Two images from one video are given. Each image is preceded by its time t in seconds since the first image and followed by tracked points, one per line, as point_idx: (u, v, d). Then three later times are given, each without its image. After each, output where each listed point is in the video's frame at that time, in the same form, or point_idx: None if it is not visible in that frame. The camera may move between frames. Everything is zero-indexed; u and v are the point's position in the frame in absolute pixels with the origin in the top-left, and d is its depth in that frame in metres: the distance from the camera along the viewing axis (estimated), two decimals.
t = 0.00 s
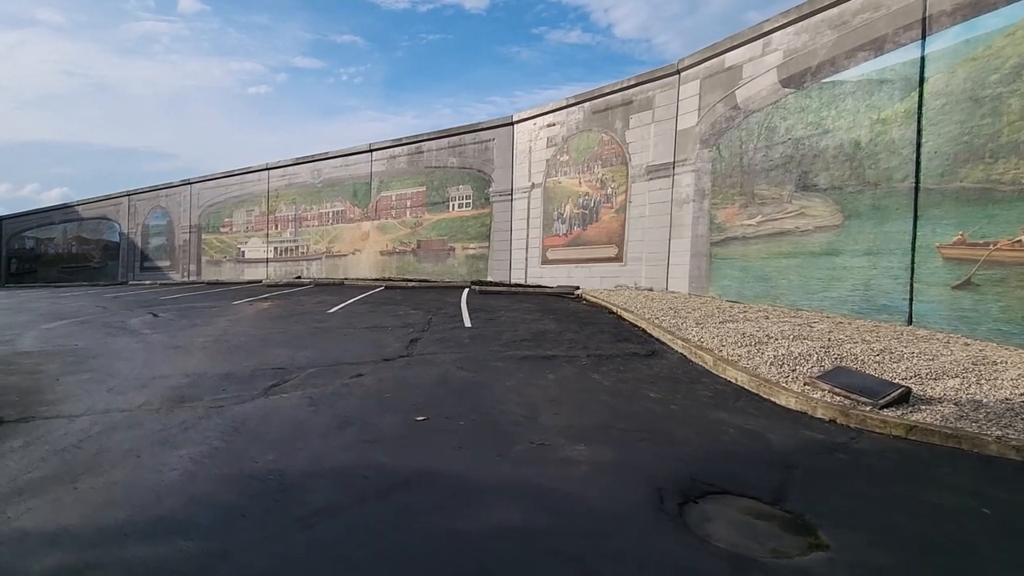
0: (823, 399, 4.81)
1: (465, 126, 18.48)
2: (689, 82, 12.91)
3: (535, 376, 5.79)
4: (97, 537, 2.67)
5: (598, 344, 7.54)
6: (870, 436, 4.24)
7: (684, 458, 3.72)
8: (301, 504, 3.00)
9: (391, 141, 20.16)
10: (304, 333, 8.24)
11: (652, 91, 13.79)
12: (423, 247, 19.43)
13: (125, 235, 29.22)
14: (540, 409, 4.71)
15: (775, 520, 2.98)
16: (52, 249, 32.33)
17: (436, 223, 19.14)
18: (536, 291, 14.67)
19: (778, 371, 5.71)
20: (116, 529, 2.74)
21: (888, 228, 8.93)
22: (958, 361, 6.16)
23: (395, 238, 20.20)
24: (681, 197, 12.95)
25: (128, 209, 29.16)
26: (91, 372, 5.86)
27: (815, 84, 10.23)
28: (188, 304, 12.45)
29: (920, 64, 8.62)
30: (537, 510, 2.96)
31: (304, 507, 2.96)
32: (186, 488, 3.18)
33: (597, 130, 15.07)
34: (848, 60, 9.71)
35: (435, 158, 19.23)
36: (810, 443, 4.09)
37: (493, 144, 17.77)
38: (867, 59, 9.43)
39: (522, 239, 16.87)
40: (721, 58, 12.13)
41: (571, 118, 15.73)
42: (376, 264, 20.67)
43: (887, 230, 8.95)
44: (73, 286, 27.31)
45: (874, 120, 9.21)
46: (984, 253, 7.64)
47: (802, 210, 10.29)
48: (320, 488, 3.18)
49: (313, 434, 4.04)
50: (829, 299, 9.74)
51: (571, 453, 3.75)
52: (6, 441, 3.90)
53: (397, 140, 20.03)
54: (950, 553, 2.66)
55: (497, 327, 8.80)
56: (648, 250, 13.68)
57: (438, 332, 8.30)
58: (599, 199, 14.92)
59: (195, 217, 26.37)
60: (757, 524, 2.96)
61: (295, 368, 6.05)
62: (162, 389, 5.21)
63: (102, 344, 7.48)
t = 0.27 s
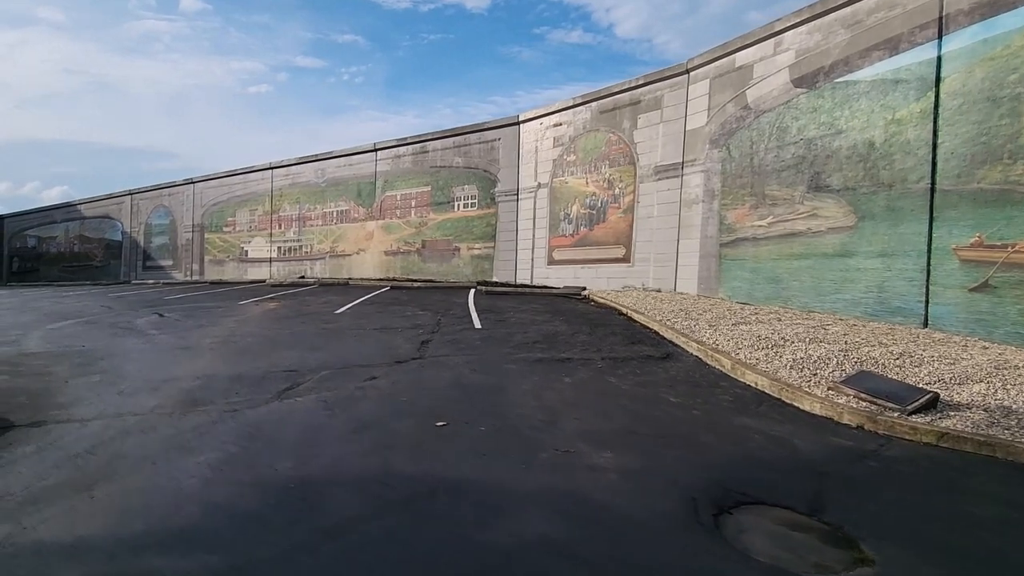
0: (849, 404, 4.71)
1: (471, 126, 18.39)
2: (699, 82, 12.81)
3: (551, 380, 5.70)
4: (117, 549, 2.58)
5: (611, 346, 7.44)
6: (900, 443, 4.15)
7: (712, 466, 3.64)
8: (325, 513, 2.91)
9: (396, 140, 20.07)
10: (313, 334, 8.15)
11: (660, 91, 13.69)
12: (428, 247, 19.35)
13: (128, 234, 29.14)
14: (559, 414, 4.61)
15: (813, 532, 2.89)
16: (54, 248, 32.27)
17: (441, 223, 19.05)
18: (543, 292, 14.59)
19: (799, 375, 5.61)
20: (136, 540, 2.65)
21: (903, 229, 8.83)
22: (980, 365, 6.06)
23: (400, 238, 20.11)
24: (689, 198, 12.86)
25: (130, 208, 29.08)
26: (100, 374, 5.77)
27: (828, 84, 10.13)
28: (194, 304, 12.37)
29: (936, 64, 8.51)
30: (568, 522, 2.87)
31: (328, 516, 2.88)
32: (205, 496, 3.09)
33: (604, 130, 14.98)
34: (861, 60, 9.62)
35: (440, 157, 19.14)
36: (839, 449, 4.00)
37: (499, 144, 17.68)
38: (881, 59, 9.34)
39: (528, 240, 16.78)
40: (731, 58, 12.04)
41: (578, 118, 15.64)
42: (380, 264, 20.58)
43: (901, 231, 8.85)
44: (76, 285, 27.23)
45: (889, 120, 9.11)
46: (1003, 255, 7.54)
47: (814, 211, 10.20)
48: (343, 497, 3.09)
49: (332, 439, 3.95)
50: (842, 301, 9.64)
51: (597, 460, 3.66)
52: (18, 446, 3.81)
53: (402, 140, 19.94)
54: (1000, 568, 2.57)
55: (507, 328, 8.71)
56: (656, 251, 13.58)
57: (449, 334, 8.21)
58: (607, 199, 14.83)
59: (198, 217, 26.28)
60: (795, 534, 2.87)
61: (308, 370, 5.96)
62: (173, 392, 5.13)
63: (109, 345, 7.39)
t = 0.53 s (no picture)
0: (875, 410, 4.59)
1: (477, 125, 18.29)
2: (709, 81, 12.70)
3: (566, 382, 5.59)
4: (131, 557, 2.47)
5: (624, 348, 7.32)
6: (930, 449, 4.03)
7: (741, 472, 3.52)
8: (345, 521, 2.80)
9: (401, 140, 19.98)
10: (321, 334, 8.05)
11: (669, 91, 13.58)
12: (433, 247, 19.24)
13: (132, 233, 29.09)
14: (578, 417, 4.50)
15: (853, 542, 2.77)
16: (58, 246, 32.24)
17: (446, 223, 18.95)
18: (550, 292, 14.47)
19: (820, 379, 5.49)
20: (149, 548, 2.55)
21: (919, 231, 8.71)
22: (1005, 370, 5.92)
23: (405, 238, 20.01)
24: (699, 198, 12.74)
25: (134, 206, 29.04)
26: (108, 374, 5.68)
27: (841, 83, 10.02)
28: (199, 304, 12.27)
29: (954, 63, 8.38)
30: (597, 531, 2.75)
31: (349, 524, 2.77)
32: (220, 502, 2.98)
33: (612, 129, 14.87)
34: (876, 59, 9.49)
35: (445, 157, 19.04)
36: (869, 456, 3.88)
37: (506, 143, 17.57)
38: (897, 58, 9.21)
39: (535, 240, 16.67)
40: (742, 57, 11.93)
41: (586, 117, 15.53)
42: (384, 264, 20.49)
43: (917, 232, 8.73)
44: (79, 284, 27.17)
45: (905, 120, 8.99)
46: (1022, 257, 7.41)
47: (827, 213, 10.08)
48: (362, 504, 2.98)
49: (347, 443, 3.85)
50: (856, 303, 9.52)
51: (622, 466, 3.54)
52: (26, 448, 3.71)
53: (407, 139, 19.85)
54: None
55: (518, 329, 8.60)
56: (665, 252, 13.47)
57: (459, 334, 8.10)
58: (614, 200, 14.72)
59: (202, 216, 26.22)
60: (835, 545, 2.75)
61: (318, 371, 5.86)
62: (183, 392, 5.03)
63: (116, 344, 7.30)
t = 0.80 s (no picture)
0: (906, 419, 4.42)
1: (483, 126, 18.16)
2: (719, 82, 12.55)
3: (581, 388, 5.43)
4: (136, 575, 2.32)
5: (638, 352, 7.16)
6: (966, 461, 3.86)
7: (773, 485, 3.36)
8: (362, 536, 2.64)
9: (406, 140, 19.86)
10: (327, 336, 7.90)
11: (679, 91, 13.43)
12: (438, 249, 19.09)
13: (134, 233, 29.00)
14: (597, 425, 4.34)
15: (901, 562, 2.61)
16: (60, 246, 32.17)
17: (451, 224, 18.81)
18: (557, 295, 14.31)
19: (844, 386, 5.32)
20: (154, 565, 2.39)
21: (937, 234, 8.53)
22: None
23: (409, 239, 19.87)
24: (709, 200, 12.58)
25: (137, 206, 28.95)
26: (111, 376, 5.53)
27: (856, 83, 9.86)
28: (203, 304, 12.13)
29: (973, 63, 8.21)
30: (629, 548, 2.59)
31: (365, 539, 2.61)
32: (229, 515, 2.82)
33: (620, 130, 14.72)
34: (892, 59, 9.34)
35: (451, 157, 18.91)
36: (904, 467, 3.72)
37: (512, 144, 17.43)
38: (913, 58, 9.05)
39: (541, 241, 16.52)
40: (753, 57, 11.78)
41: (593, 118, 15.39)
42: (388, 265, 20.35)
43: (935, 235, 8.55)
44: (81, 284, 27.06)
45: (922, 120, 8.82)
46: None
47: (841, 215, 9.92)
48: (379, 517, 2.82)
49: (359, 451, 3.69)
50: (871, 307, 9.35)
51: (648, 477, 3.38)
52: (25, 455, 3.56)
53: (412, 140, 19.73)
54: None
55: (527, 332, 8.44)
56: (673, 254, 13.30)
57: (467, 337, 7.94)
58: (622, 201, 14.57)
59: (205, 216, 26.11)
60: (882, 564, 2.59)
61: (326, 374, 5.70)
62: (187, 396, 4.87)
63: (119, 345, 7.16)
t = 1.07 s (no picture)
0: (935, 432, 4.26)
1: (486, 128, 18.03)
2: (727, 84, 12.42)
3: (595, 398, 5.26)
4: None
5: (649, 359, 6.99)
6: (1002, 478, 3.70)
7: (805, 506, 3.20)
8: (376, 563, 2.48)
9: (409, 142, 19.73)
10: (331, 342, 7.74)
11: (686, 94, 13.30)
12: (440, 252, 18.95)
13: (135, 235, 28.87)
14: (615, 438, 4.17)
15: None
16: (60, 247, 32.03)
17: (454, 226, 18.66)
18: (562, 299, 14.16)
19: (867, 396, 5.15)
20: None
21: (952, 239, 8.37)
22: None
23: (411, 242, 19.72)
24: (716, 203, 12.44)
25: (137, 208, 28.82)
26: (110, 384, 5.37)
27: (868, 86, 9.72)
28: (204, 308, 11.96)
29: (990, 65, 8.06)
30: None
31: (380, 567, 2.45)
32: (234, 538, 2.66)
33: (625, 133, 14.59)
34: (905, 62, 9.20)
35: (454, 160, 18.77)
36: (938, 486, 3.55)
37: (515, 147, 17.30)
38: (927, 60, 8.90)
39: (545, 245, 16.37)
40: (762, 60, 11.65)
41: (598, 121, 15.26)
42: (391, 268, 20.20)
43: (950, 241, 8.40)
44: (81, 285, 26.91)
45: (936, 123, 8.66)
46: None
47: (853, 219, 9.77)
48: (394, 541, 2.66)
49: (369, 467, 3.52)
50: (884, 313, 9.19)
51: (674, 497, 3.22)
52: (19, 470, 3.39)
53: (415, 142, 19.60)
54: None
55: (535, 338, 8.28)
56: (680, 258, 13.15)
57: (474, 343, 7.78)
58: (628, 204, 14.42)
59: (206, 217, 25.97)
60: None
61: (332, 382, 5.54)
62: (189, 406, 4.71)
63: (118, 351, 6.99)
